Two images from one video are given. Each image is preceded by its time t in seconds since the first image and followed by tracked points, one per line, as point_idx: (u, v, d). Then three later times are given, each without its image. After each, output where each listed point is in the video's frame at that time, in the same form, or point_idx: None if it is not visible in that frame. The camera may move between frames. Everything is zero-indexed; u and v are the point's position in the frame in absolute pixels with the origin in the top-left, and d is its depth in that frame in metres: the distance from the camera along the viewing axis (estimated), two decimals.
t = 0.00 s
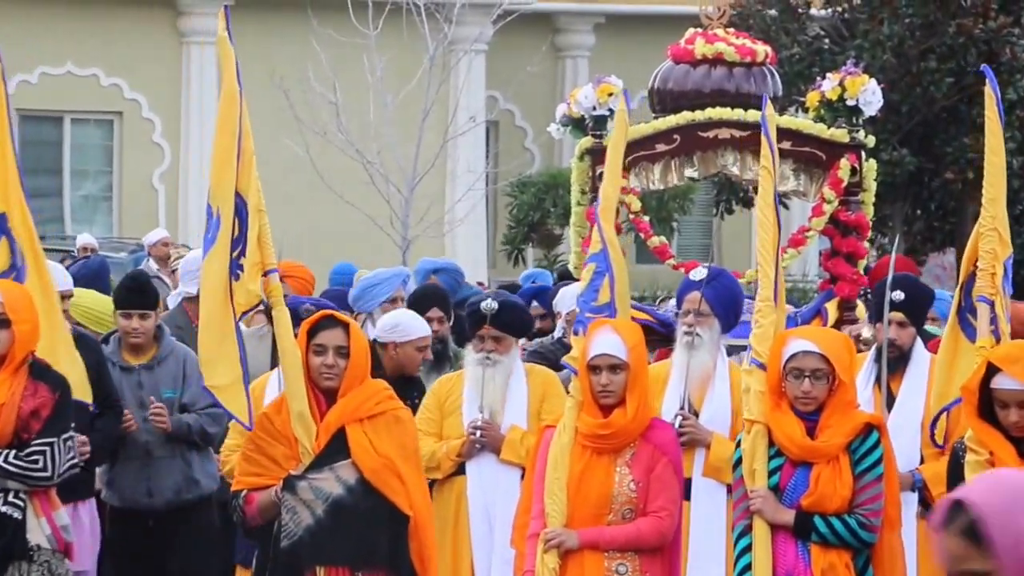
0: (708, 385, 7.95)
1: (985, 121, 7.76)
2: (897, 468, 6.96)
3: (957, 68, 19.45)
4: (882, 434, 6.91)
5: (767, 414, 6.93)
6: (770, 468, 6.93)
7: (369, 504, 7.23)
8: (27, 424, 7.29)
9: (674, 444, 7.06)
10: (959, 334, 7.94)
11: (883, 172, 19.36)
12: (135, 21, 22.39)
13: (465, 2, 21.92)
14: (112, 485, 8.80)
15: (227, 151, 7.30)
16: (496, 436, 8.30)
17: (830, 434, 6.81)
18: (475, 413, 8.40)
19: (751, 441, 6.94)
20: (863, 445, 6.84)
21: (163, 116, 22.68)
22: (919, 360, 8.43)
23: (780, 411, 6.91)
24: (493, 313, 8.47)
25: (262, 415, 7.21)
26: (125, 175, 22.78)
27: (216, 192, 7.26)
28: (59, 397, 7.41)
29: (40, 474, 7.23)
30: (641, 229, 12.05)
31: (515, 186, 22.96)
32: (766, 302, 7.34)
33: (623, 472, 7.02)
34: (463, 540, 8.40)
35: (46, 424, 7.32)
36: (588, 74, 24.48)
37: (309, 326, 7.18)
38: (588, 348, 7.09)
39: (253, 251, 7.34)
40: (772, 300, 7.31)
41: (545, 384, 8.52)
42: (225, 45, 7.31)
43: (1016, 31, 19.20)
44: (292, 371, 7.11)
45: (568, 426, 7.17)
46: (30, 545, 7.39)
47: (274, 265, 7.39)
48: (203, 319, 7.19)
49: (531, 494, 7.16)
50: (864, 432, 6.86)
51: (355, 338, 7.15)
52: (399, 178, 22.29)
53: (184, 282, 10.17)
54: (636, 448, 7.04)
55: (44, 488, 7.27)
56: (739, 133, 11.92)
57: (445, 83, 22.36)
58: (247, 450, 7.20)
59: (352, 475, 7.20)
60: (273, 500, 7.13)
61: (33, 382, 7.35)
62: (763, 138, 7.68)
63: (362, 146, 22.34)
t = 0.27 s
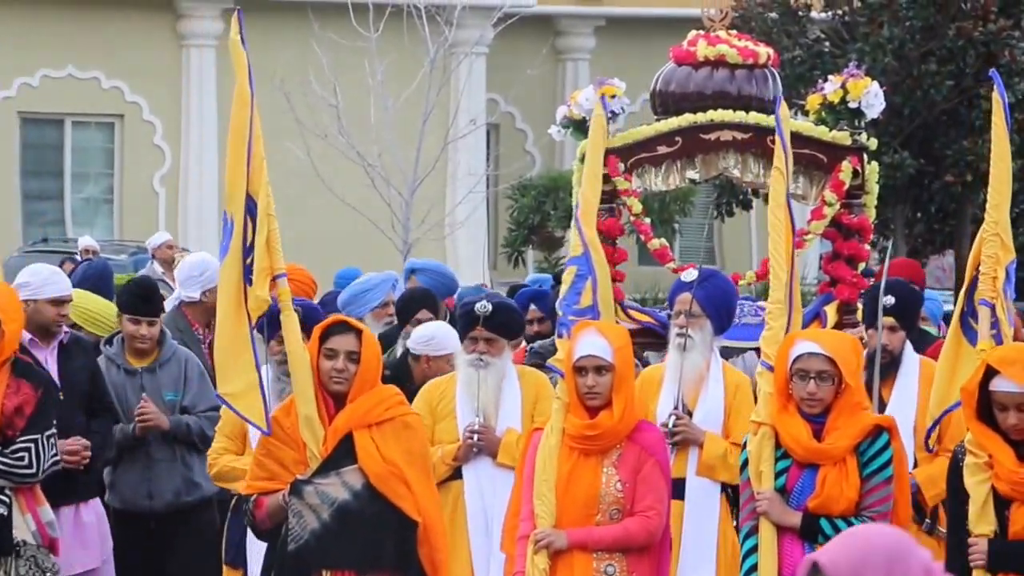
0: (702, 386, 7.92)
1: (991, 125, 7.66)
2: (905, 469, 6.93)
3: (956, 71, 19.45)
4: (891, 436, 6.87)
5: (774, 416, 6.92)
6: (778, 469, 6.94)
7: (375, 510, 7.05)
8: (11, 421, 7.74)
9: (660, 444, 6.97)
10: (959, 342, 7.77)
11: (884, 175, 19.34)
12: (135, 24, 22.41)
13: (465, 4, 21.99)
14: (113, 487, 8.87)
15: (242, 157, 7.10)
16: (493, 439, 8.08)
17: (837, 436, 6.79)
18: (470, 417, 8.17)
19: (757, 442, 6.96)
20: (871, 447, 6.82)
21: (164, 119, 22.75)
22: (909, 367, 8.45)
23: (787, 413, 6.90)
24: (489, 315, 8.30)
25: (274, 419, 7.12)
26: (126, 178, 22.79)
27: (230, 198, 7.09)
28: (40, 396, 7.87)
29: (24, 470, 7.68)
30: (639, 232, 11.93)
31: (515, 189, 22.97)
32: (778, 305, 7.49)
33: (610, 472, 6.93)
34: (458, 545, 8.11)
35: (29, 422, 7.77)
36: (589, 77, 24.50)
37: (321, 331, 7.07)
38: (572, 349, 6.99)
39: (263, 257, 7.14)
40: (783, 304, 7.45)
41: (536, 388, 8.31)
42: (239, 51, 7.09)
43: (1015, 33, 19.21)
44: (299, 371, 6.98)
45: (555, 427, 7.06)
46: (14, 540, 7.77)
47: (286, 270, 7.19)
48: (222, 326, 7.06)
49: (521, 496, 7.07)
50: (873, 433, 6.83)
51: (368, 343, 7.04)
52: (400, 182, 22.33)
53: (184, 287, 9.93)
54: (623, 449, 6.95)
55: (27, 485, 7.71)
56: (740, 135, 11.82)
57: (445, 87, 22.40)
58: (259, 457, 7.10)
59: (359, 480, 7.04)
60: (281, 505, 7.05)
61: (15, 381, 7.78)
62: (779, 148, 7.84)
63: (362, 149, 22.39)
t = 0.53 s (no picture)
0: (697, 386, 7.73)
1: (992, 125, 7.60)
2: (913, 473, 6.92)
3: (957, 73, 19.42)
4: (897, 439, 6.87)
5: (780, 419, 6.91)
6: (784, 471, 6.93)
7: (376, 514, 6.71)
8: (8, 422, 7.70)
9: (647, 447, 6.83)
10: (960, 344, 7.63)
11: (884, 177, 19.36)
12: (135, 26, 22.47)
13: (466, 7, 22.07)
14: (118, 487, 8.69)
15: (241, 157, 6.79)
16: (492, 442, 7.90)
17: (841, 438, 6.79)
18: (469, 420, 7.98)
19: (764, 445, 6.94)
20: (877, 449, 6.81)
21: (164, 121, 22.81)
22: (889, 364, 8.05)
23: (793, 416, 6.89)
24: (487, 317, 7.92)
25: (273, 421, 6.80)
26: (127, 180, 22.82)
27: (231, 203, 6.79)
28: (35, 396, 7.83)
29: (22, 472, 7.66)
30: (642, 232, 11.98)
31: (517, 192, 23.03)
32: (789, 311, 7.37)
33: (597, 474, 6.78)
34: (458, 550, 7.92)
35: (26, 423, 7.74)
36: (590, 79, 24.53)
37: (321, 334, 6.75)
38: (557, 352, 6.84)
39: (261, 259, 6.84)
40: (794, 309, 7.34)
41: (536, 393, 8.09)
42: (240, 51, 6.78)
43: (1015, 36, 19.26)
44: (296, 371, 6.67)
45: (540, 430, 6.91)
46: (12, 540, 7.73)
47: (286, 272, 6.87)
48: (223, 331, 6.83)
49: (504, 497, 6.91)
50: (878, 436, 6.82)
51: (369, 346, 6.71)
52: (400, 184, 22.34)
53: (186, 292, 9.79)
54: (609, 451, 6.80)
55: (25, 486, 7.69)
56: (742, 137, 11.94)
57: (446, 89, 22.43)
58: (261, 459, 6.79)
59: (358, 483, 6.70)
60: (280, 508, 6.71)
61: (11, 381, 7.74)
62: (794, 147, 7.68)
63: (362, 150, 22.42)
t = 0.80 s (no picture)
0: (696, 386, 7.73)
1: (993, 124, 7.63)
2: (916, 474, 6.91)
3: (956, 74, 19.42)
4: (898, 438, 6.88)
5: (779, 419, 6.94)
6: (783, 471, 6.96)
7: (368, 515, 6.64)
8: (7, 421, 7.72)
9: (640, 448, 6.85)
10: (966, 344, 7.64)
11: (883, 178, 19.40)
12: (136, 26, 22.48)
13: (466, 8, 22.07)
14: (136, 483, 8.60)
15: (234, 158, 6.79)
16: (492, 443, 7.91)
17: (839, 438, 6.81)
18: (470, 421, 7.97)
19: (765, 444, 6.97)
20: (876, 450, 6.83)
21: (166, 122, 22.84)
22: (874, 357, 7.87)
23: (792, 416, 6.92)
24: (494, 319, 7.87)
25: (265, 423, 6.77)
26: (128, 181, 22.87)
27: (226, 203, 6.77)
28: (34, 396, 7.85)
29: (20, 472, 7.70)
30: (647, 234, 12.25)
31: (518, 193, 23.07)
32: (790, 310, 7.40)
33: (590, 476, 6.80)
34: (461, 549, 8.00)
35: (24, 423, 7.75)
36: (591, 80, 24.53)
37: (313, 334, 6.72)
38: (550, 353, 6.86)
39: (255, 261, 6.84)
40: (799, 310, 7.38)
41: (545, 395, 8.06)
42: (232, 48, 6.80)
43: (1014, 37, 19.24)
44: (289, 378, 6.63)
45: (531, 431, 6.91)
46: (9, 541, 7.75)
47: (280, 273, 6.87)
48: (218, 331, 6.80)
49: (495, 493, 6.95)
50: (878, 436, 6.84)
51: (360, 346, 6.67)
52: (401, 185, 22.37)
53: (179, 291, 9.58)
54: (602, 452, 6.82)
55: (22, 486, 7.72)
56: (744, 138, 12.23)
57: (447, 90, 22.45)
58: (250, 458, 6.74)
59: (350, 484, 6.63)
60: (272, 509, 6.65)
61: (10, 381, 7.76)
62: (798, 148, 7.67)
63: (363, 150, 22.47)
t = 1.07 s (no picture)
0: (693, 385, 7.76)
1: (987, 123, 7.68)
2: (912, 473, 6.96)
3: (956, 73, 19.46)
4: (895, 437, 6.92)
5: (778, 418, 6.96)
6: (782, 470, 6.99)
7: (337, 509, 6.95)
8: (5, 420, 7.67)
9: (635, 447, 6.88)
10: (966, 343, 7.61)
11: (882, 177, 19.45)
12: (137, 26, 22.48)
13: (466, 7, 22.08)
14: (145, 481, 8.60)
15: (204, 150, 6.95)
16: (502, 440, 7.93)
17: (838, 438, 6.84)
18: (477, 418, 8.03)
19: (764, 442, 7.00)
20: (875, 448, 6.87)
21: (166, 120, 22.84)
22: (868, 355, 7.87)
23: (791, 415, 6.95)
24: (507, 317, 8.07)
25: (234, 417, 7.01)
26: (129, 180, 22.90)
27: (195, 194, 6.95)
28: (31, 394, 7.80)
29: (20, 471, 7.64)
30: (649, 232, 12.18)
31: (518, 192, 23.09)
32: (787, 309, 7.42)
33: (587, 475, 6.82)
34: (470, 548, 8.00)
35: (22, 421, 7.71)
36: (591, 79, 24.53)
37: (286, 326, 6.97)
38: (547, 352, 6.87)
39: (224, 251, 7.01)
40: (793, 308, 7.40)
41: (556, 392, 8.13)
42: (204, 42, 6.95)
43: (1014, 36, 19.27)
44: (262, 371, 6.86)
45: (527, 431, 6.94)
46: (8, 540, 7.73)
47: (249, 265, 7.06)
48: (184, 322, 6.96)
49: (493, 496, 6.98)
50: (877, 435, 6.88)
51: (335, 341, 6.95)
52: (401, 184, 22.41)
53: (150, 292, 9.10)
54: (598, 451, 6.85)
55: (22, 485, 7.67)
56: (746, 136, 12.31)
57: (447, 89, 22.48)
58: (217, 451, 6.98)
59: (323, 477, 6.94)
60: (242, 502, 6.93)
61: (7, 379, 7.72)
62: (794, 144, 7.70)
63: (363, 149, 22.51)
